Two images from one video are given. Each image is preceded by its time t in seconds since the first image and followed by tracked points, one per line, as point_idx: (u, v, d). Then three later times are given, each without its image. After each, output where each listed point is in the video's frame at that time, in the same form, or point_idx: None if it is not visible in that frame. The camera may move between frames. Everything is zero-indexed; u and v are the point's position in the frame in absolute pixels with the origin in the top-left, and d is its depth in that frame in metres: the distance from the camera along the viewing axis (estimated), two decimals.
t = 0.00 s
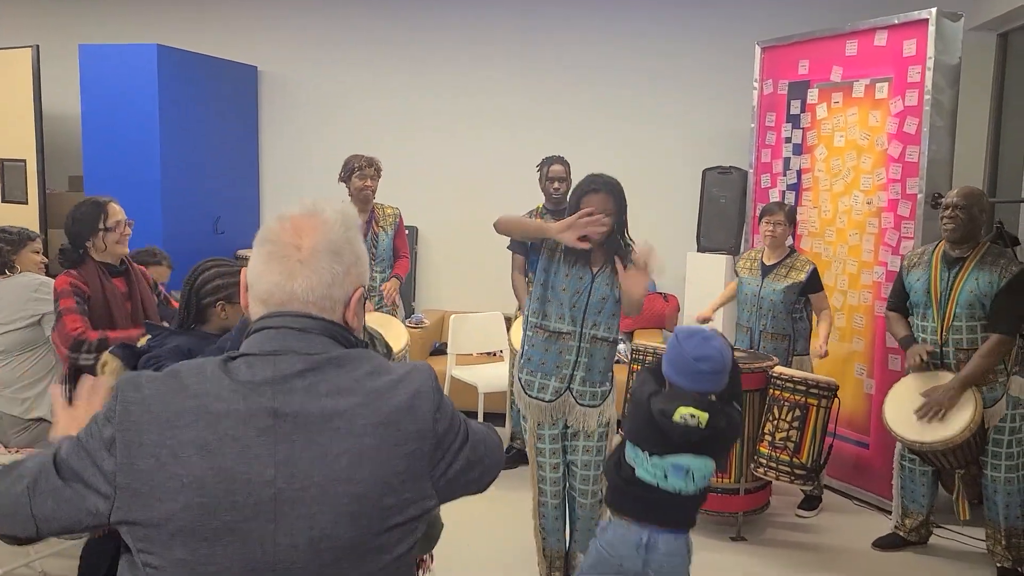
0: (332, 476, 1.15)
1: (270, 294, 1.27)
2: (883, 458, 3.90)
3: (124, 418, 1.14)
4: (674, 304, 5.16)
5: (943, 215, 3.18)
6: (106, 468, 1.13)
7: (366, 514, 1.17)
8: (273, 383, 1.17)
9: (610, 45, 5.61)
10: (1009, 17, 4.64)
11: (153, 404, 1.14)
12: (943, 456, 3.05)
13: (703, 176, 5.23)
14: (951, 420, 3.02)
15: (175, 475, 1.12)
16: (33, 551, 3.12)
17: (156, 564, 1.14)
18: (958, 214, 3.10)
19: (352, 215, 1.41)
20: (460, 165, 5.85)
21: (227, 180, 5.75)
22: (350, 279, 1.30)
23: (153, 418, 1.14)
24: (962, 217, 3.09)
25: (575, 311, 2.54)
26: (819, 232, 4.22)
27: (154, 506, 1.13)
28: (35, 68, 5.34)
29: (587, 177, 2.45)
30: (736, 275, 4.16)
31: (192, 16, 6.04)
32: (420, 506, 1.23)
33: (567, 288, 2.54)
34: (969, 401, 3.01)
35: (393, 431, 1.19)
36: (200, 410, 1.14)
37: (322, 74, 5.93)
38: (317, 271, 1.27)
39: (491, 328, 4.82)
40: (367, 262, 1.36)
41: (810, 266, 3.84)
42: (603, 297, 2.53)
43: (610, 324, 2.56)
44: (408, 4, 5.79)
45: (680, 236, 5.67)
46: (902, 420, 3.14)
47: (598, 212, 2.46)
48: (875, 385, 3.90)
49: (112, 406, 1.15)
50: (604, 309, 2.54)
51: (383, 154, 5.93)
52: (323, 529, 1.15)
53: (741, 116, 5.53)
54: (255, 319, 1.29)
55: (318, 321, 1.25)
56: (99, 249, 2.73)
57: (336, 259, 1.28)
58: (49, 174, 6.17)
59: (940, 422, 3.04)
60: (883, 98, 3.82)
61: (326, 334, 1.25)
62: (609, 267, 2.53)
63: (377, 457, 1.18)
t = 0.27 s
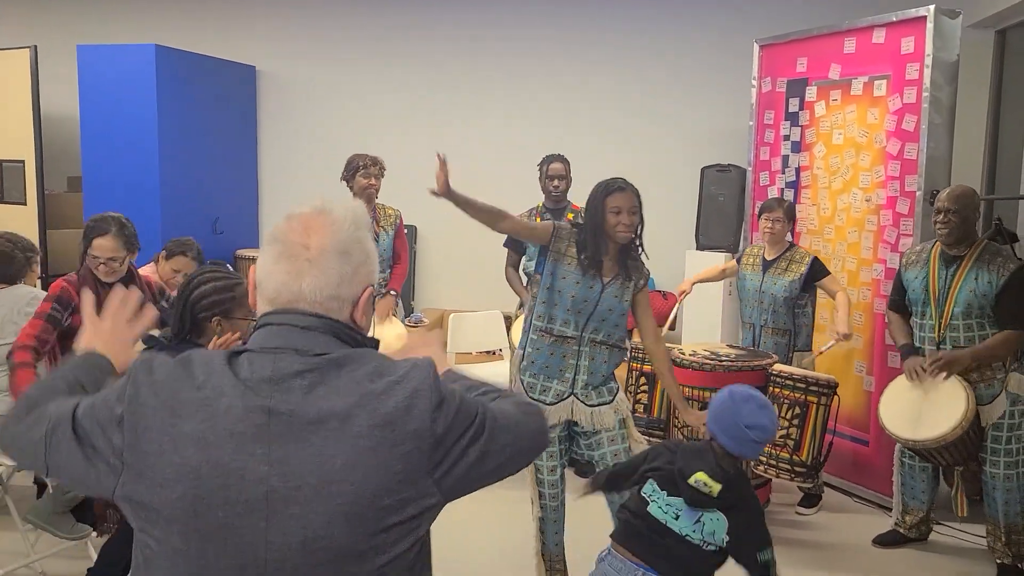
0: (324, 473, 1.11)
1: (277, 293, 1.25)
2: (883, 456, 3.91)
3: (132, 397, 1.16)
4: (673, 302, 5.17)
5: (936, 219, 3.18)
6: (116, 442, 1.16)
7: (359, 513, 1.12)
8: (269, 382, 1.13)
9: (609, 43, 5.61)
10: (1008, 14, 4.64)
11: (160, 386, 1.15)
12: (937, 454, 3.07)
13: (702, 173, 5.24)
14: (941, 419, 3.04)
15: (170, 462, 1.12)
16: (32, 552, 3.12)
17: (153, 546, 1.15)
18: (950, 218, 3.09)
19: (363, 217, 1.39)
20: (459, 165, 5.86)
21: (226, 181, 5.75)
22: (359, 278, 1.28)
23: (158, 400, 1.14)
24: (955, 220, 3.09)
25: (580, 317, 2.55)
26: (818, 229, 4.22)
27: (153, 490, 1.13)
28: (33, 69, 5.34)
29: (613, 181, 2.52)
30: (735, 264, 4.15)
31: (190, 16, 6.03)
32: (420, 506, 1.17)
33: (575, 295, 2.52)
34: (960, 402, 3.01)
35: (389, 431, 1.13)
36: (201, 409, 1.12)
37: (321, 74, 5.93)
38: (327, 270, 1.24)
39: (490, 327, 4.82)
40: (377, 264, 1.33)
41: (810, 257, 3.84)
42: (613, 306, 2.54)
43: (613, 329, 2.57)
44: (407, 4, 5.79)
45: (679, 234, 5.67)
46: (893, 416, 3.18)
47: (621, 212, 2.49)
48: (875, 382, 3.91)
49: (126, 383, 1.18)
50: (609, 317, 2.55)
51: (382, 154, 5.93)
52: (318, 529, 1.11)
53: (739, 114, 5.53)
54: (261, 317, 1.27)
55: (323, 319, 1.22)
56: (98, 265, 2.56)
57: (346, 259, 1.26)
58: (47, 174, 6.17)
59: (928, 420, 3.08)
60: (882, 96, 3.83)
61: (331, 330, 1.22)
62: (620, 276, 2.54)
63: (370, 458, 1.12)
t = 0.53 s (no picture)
0: (328, 483, 1.10)
1: (303, 306, 1.25)
2: (882, 454, 3.91)
3: (160, 382, 1.20)
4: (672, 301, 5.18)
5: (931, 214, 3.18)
6: (134, 422, 1.19)
7: (357, 528, 1.11)
8: (284, 391, 1.15)
9: (606, 42, 5.61)
10: (1005, 12, 4.64)
11: (190, 373, 1.20)
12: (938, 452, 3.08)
13: (700, 172, 5.24)
14: (945, 418, 3.05)
15: (183, 446, 1.15)
16: (33, 554, 3.12)
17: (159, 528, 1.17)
18: (943, 212, 3.10)
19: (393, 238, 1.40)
20: (456, 163, 5.85)
21: (224, 181, 5.74)
22: (385, 298, 1.28)
23: (186, 390, 1.18)
24: (948, 214, 3.09)
25: (603, 324, 2.56)
26: (817, 228, 4.22)
27: (163, 474, 1.16)
28: (31, 70, 5.33)
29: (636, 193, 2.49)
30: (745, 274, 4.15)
31: (188, 17, 6.03)
32: (423, 527, 1.14)
33: (600, 299, 2.55)
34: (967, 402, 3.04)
35: (396, 450, 1.11)
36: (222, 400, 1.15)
37: (318, 73, 5.93)
38: (354, 288, 1.25)
39: (489, 327, 4.82)
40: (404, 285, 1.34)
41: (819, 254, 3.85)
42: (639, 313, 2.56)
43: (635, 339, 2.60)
44: (405, 3, 5.78)
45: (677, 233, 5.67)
46: (899, 410, 3.18)
47: (641, 227, 2.48)
48: (874, 381, 3.92)
49: (157, 365, 1.22)
50: (634, 324, 2.57)
51: (380, 153, 5.93)
52: (313, 540, 1.10)
53: (737, 113, 5.54)
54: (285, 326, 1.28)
55: (347, 334, 1.22)
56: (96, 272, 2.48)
57: (373, 277, 1.27)
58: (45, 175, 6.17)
59: (933, 417, 3.09)
60: (879, 94, 3.83)
61: (352, 350, 1.22)
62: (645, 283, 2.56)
63: (372, 474, 1.11)
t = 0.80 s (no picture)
0: (328, 483, 1.10)
1: (316, 305, 1.26)
2: (884, 450, 3.92)
3: (172, 377, 1.20)
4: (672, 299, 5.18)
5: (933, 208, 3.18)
6: (144, 418, 1.19)
7: (356, 528, 1.10)
8: (294, 389, 1.15)
9: (606, 40, 5.61)
10: (1004, 8, 4.64)
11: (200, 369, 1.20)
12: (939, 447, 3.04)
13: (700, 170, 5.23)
14: (948, 411, 3.02)
15: (186, 445, 1.15)
16: (35, 553, 3.12)
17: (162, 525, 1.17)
18: (945, 204, 3.09)
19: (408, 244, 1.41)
20: (456, 162, 5.84)
21: (223, 181, 5.74)
22: (398, 301, 1.29)
23: (197, 385, 1.19)
24: (950, 207, 3.09)
25: (642, 315, 2.52)
26: (818, 225, 4.22)
27: (170, 469, 1.15)
28: (30, 70, 5.32)
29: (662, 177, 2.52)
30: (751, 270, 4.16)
31: (187, 16, 6.02)
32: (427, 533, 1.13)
33: (635, 290, 2.52)
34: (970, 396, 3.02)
35: (398, 454, 1.11)
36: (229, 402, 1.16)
37: (317, 72, 5.92)
38: (368, 290, 1.26)
39: (490, 325, 4.82)
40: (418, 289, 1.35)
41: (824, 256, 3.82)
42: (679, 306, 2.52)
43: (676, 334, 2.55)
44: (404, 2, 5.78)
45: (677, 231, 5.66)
46: (900, 403, 3.15)
47: (666, 210, 2.49)
48: (876, 377, 3.91)
49: (169, 362, 1.22)
50: (675, 318, 2.53)
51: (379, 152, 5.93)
52: (314, 538, 1.10)
53: (737, 111, 5.54)
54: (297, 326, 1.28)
55: (358, 335, 1.23)
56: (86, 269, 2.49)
57: (388, 279, 1.28)
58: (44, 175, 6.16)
59: (935, 410, 3.06)
60: (880, 91, 3.83)
61: (363, 355, 1.22)
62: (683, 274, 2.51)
63: (377, 474, 1.10)
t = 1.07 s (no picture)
0: (302, 478, 1.12)
1: (304, 308, 1.26)
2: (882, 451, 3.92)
3: (155, 383, 1.27)
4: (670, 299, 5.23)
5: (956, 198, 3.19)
6: (133, 423, 1.26)
7: (329, 527, 1.11)
8: (276, 391, 1.18)
9: (605, 41, 5.60)
10: (1003, 8, 4.64)
11: (190, 364, 1.27)
12: (929, 427, 3.03)
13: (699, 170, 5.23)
14: (943, 390, 3.00)
15: (176, 438, 1.20)
16: (33, 555, 3.12)
17: (149, 525, 1.21)
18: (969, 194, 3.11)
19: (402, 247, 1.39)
20: (454, 162, 5.84)
21: (221, 182, 5.74)
22: (385, 304, 1.27)
23: (177, 386, 1.25)
24: (972, 196, 3.11)
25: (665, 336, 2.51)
26: (815, 225, 4.22)
27: (153, 471, 1.20)
28: (28, 71, 5.32)
29: (670, 185, 2.53)
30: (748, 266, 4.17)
31: (184, 17, 6.02)
32: (402, 538, 1.12)
33: (656, 310, 2.54)
34: (968, 374, 2.99)
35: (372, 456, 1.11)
36: (213, 397, 1.21)
37: (317, 73, 5.92)
38: (353, 291, 1.25)
39: (489, 324, 4.82)
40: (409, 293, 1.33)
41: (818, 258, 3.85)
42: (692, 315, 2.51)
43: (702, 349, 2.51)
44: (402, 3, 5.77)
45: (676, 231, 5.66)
46: (895, 383, 3.12)
47: (672, 218, 2.49)
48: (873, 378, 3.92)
49: (153, 369, 1.29)
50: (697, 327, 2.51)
51: (378, 152, 5.92)
52: (288, 531, 1.11)
53: (736, 111, 5.54)
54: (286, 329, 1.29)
55: (341, 337, 1.24)
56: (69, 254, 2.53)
57: (375, 282, 1.26)
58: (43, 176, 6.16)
59: (930, 390, 3.03)
60: (878, 91, 3.83)
61: (351, 360, 1.23)
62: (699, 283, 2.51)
63: (350, 472, 1.11)
